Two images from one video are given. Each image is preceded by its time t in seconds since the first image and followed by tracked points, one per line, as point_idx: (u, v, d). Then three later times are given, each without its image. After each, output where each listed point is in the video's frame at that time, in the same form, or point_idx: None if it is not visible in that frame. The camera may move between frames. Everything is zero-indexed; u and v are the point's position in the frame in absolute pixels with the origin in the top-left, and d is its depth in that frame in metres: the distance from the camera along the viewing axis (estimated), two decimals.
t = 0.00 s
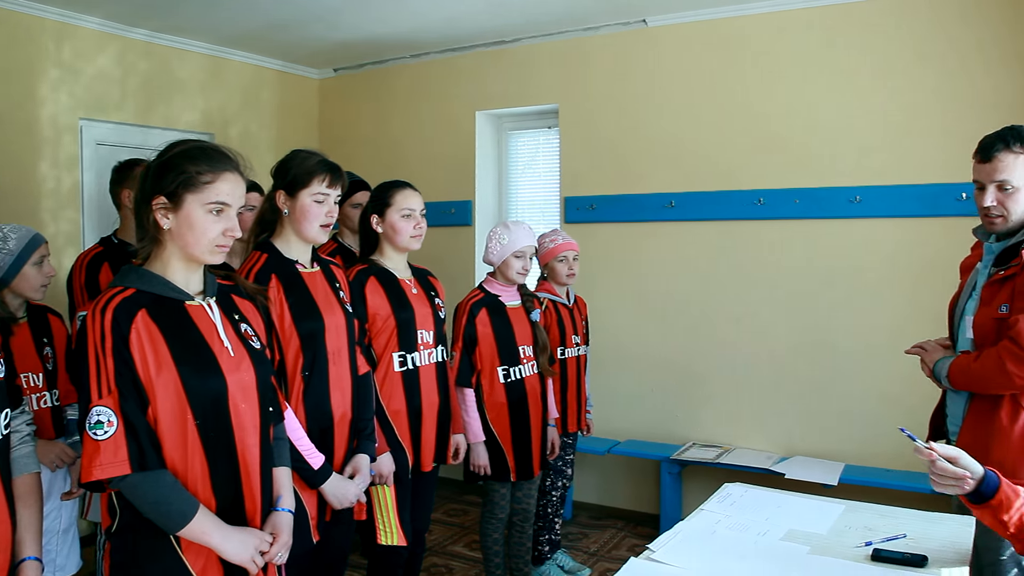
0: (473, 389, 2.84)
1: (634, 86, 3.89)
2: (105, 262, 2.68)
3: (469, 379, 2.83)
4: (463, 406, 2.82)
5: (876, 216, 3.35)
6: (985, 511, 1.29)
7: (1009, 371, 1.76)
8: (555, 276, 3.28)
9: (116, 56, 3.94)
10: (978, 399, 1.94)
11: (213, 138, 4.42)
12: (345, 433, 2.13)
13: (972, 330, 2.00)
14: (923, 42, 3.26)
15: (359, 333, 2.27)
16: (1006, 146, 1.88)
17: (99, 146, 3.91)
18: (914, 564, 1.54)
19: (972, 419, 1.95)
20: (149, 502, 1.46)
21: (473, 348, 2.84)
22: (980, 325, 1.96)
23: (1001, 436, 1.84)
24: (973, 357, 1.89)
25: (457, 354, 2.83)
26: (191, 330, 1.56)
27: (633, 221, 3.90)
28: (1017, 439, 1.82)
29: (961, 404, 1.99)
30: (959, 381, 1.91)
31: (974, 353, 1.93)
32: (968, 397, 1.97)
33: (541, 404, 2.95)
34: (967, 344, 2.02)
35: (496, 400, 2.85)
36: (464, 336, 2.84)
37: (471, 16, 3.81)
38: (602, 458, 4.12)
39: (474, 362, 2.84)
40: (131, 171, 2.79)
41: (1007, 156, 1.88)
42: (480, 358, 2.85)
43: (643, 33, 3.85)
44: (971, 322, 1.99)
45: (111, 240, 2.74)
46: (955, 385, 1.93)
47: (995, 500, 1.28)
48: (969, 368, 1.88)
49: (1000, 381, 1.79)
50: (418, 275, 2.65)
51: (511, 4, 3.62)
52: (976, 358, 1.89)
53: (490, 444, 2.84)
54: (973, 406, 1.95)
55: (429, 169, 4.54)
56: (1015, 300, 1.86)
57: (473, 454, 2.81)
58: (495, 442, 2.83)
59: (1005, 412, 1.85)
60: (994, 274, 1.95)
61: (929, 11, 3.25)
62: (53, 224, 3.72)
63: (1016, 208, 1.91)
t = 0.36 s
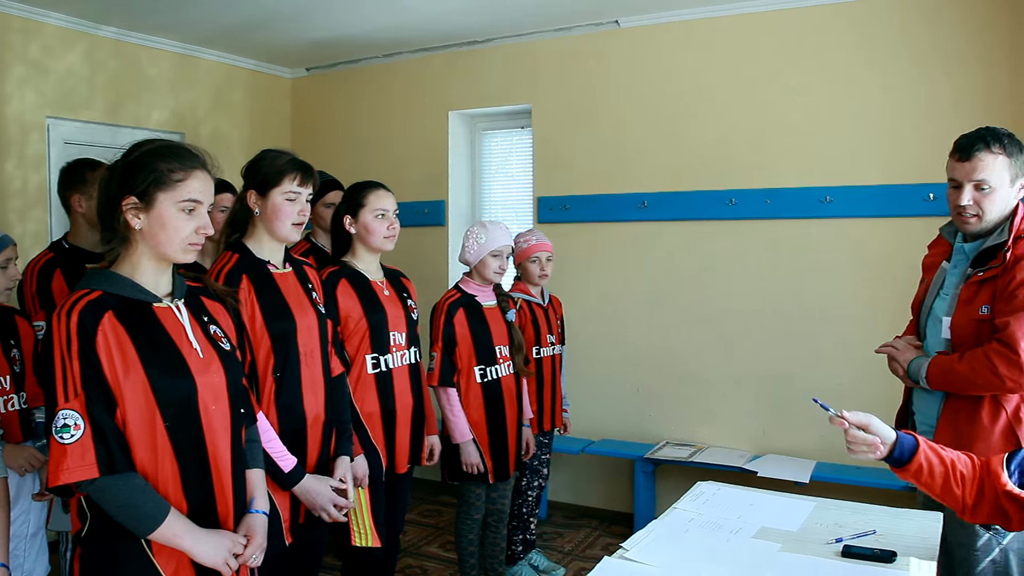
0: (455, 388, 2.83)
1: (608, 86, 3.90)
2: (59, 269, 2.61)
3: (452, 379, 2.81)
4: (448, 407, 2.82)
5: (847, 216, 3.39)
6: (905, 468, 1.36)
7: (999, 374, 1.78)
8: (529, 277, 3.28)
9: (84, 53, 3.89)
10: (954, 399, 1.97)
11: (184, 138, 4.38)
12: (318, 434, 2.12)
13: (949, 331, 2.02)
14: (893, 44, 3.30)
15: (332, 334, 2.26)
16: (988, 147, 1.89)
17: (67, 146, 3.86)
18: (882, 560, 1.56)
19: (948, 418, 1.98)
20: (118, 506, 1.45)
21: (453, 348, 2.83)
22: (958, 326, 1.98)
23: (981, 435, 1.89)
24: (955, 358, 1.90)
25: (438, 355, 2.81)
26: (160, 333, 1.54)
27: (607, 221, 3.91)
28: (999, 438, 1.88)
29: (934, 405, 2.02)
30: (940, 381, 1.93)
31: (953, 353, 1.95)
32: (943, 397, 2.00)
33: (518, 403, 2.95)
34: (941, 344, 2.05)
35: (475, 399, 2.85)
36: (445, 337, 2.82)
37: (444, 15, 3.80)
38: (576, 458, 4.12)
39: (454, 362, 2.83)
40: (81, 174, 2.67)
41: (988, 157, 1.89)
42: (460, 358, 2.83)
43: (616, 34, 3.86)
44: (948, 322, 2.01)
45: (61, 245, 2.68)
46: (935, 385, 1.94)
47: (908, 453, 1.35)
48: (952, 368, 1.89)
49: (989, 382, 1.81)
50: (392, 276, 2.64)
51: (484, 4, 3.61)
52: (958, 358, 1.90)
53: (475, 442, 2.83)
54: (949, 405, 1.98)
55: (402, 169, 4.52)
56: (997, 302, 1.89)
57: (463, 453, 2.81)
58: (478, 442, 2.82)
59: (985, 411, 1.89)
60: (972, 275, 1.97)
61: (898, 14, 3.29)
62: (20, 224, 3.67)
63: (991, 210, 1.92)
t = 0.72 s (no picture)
0: (439, 389, 2.82)
1: (591, 87, 3.90)
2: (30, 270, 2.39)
3: (436, 380, 2.81)
4: (432, 408, 2.80)
5: (828, 216, 3.41)
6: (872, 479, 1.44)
7: (986, 373, 1.80)
8: (511, 277, 3.29)
9: (64, 52, 3.85)
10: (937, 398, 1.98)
11: (165, 137, 4.35)
12: (301, 436, 2.11)
13: (931, 330, 2.03)
14: (873, 45, 3.32)
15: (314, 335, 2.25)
16: (957, 144, 1.95)
17: (46, 145, 3.82)
18: (862, 558, 1.57)
19: (931, 417, 1.99)
20: (105, 508, 1.44)
21: (438, 348, 2.83)
22: (942, 326, 2.00)
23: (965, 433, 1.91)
24: (940, 358, 1.91)
25: (423, 356, 2.80)
26: (143, 334, 1.54)
27: (590, 221, 3.91)
28: (983, 437, 1.89)
29: (917, 405, 2.04)
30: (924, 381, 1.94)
31: (937, 353, 1.96)
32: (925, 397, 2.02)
33: (502, 404, 2.95)
34: (922, 344, 2.06)
35: (460, 400, 2.84)
36: (430, 337, 2.82)
37: (428, 16, 3.79)
38: (560, 457, 4.13)
39: (439, 363, 2.82)
40: (38, 174, 2.49)
41: (957, 154, 1.95)
42: (444, 359, 2.84)
43: (599, 35, 3.87)
44: (930, 322, 2.03)
45: (30, 246, 2.45)
46: (920, 384, 1.95)
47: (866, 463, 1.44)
48: (936, 369, 1.90)
49: (975, 382, 1.82)
50: (376, 277, 2.63)
51: (468, 4, 3.61)
52: (942, 358, 1.91)
53: (457, 442, 2.83)
54: (932, 405, 1.99)
55: (385, 169, 4.51)
56: (980, 302, 1.92)
57: (443, 454, 2.81)
58: (462, 443, 2.82)
59: (968, 409, 1.91)
60: (955, 275, 1.99)
61: (878, 15, 3.31)
62: None
63: (959, 207, 1.96)
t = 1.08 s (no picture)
0: (424, 389, 2.81)
1: (575, 87, 3.91)
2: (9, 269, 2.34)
3: (420, 380, 2.80)
4: (416, 409, 2.80)
5: (810, 216, 3.43)
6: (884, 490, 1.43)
7: (939, 368, 1.84)
8: (497, 279, 3.28)
9: (44, 50, 3.82)
10: (905, 392, 2.03)
11: (147, 136, 4.32)
12: (284, 437, 2.10)
13: (901, 325, 2.07)
14: (854, 46, 3.35)
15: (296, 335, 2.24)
16: (926, 142, 2.03)
17: (26, 144, 3.79)
18: (846, 555, 1.58)
19: (898, 410, 2.04)
20: (98, 511, 1.43)
21: (423, 348, 2.83)
22: (909, 322, 2.04)
23: (925, 427, 1.95)
24: (904, 352, 1.96)
25: (408, 356, 2.80)
26: (129, 335, 1.53)
27: (574, 221, 3.92)
28: (942, 429, 1.93)
29: (887, 397, 2.09)
30: (888, 375, 1.98)
31: (903, 347, 2.00)
32: (894, 390, 2.07)
33: (487, 404, 2.95)
34: (894, 338, 2.10)
35: (444, 399, 2.85)
36: (415, 337, 2.81)
37: (411, 15, 3.78)
38: (544, 457, 4.13)
39: (424, 363, 2.82)
40: (14, 174, 2.44)
41: (924, 150, 2.03)
42: (430, 358, 2.83)
43: (582, 34, 3.88)
44: (900, 317, 2.07)
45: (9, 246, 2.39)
46: (884, 378, 2.00)
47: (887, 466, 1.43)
48: (899, 362, 1.95)
49: (930, 375, 1.87)
50: (360, 277, 2.63)
51: (451, 4, 3.60)
52: (906, 352, 1.96)
53: (442, 442, 2.82)
54: (899, 398, 2.04)
55: (369, 169, 4.50)
56: (944, 298, 1.94)
57: (429, 455, 2.80)
58: (447, 443, 2.82)
59: (930, 405, 1.95)
60: (924, 271, 2.03)
61: (859, 16, 3.34)
62: None
63: (918, 200, 2.02)
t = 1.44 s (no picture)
0: (417, 389, 2.81)
1: (566, 86, 3.91)
2: None
3: (414, 380, 2.80)
4: (410, 408, 2.80)
5: (802, 215, 3.44)
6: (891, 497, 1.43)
7: (921, 368, 1.86)
8: (491, 280, 3.28)
9: (34, 49, 3.80)
10: (892, 390, 2.04)
11: (138, 136, 4.31)
12: (276, 437, 2.10)
13: (889, 324, 2.08)
14: (845, 46, 3.35)
15: (287, 334, 2.24)
16: (915, 143, 2.04)
17: (16, 143, 3.77)
18: (837, 554, 1.59)
19: (885, 409, 2.05)
20: (94, 511, 1.42)
21: (417, 348, 2.82)
22: (895, 321, 2.05)
23: (910, 425, 1.96)
24: (889, 351, 1.97)
25: (402, 355, 2.80)
26: (123, 334, 1.52)
27: (566, 220, 3.92)
28: (926, 428, 1.94)
29: (876, 395, 2.10)
30: (873, 373, 2.00)
31: (890, 346, 2.01)
32: (882, 388, 2.08)
33: (480, 403, 2.95)
34: (883, 337, 2.12)
35: (437, 399, 2.85)
36: (409, 336, 2.81)
37: (403, 14, 3.78)
38: (536, 456, 4.13)
39: (418, 363, 2.82)
40: None
41: (913, 152, 2.03)
42: (424, 358, 2.83)
43: (574, 34, 3.88)
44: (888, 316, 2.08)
45: None
46: (870, 376, 2.01)
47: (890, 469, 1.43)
48: (884, 361, 1.96)
49: (913, 374, 1.88)
50: (352, 276, 2.62)
51: (443, 3, 3.60)
52: (892, 351, 1.97)
53: (436, 442, 2.82)
54: (887, 397, 2.05)
55: (361, 168, 4.49)
56: (929, 298, 1.95)
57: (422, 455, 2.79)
58: (441, 443, 2.82)
59: (915, 404, 1.96)
60: (911, 271, 2.04)
61: (850, 16, 3.35)
62: None
63: (910, 202, 2.03)
